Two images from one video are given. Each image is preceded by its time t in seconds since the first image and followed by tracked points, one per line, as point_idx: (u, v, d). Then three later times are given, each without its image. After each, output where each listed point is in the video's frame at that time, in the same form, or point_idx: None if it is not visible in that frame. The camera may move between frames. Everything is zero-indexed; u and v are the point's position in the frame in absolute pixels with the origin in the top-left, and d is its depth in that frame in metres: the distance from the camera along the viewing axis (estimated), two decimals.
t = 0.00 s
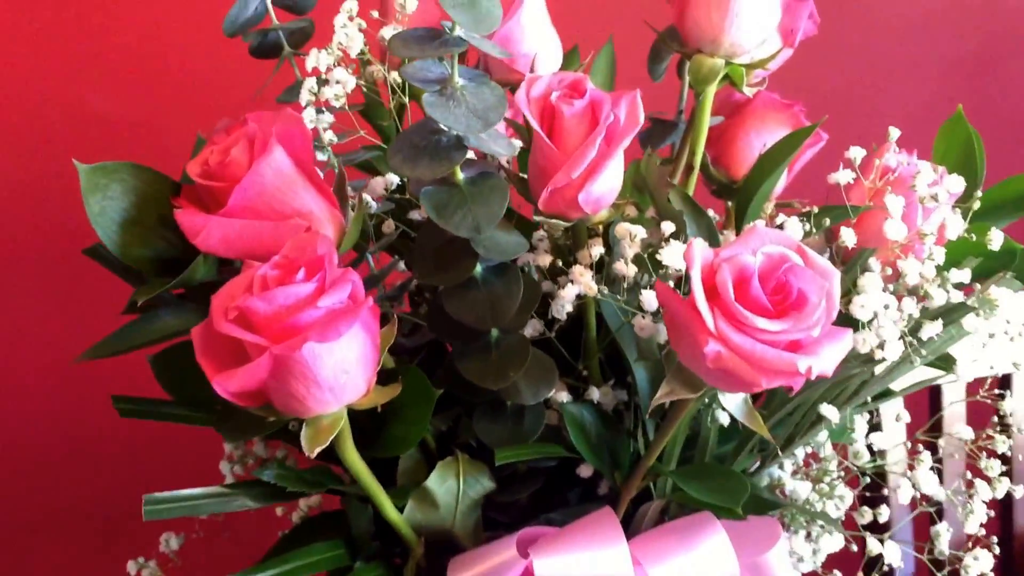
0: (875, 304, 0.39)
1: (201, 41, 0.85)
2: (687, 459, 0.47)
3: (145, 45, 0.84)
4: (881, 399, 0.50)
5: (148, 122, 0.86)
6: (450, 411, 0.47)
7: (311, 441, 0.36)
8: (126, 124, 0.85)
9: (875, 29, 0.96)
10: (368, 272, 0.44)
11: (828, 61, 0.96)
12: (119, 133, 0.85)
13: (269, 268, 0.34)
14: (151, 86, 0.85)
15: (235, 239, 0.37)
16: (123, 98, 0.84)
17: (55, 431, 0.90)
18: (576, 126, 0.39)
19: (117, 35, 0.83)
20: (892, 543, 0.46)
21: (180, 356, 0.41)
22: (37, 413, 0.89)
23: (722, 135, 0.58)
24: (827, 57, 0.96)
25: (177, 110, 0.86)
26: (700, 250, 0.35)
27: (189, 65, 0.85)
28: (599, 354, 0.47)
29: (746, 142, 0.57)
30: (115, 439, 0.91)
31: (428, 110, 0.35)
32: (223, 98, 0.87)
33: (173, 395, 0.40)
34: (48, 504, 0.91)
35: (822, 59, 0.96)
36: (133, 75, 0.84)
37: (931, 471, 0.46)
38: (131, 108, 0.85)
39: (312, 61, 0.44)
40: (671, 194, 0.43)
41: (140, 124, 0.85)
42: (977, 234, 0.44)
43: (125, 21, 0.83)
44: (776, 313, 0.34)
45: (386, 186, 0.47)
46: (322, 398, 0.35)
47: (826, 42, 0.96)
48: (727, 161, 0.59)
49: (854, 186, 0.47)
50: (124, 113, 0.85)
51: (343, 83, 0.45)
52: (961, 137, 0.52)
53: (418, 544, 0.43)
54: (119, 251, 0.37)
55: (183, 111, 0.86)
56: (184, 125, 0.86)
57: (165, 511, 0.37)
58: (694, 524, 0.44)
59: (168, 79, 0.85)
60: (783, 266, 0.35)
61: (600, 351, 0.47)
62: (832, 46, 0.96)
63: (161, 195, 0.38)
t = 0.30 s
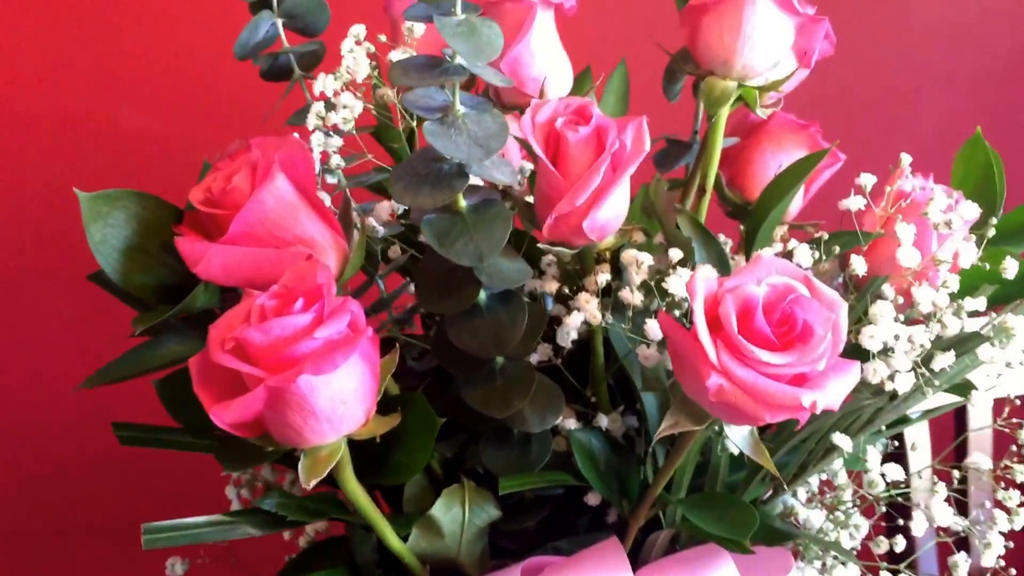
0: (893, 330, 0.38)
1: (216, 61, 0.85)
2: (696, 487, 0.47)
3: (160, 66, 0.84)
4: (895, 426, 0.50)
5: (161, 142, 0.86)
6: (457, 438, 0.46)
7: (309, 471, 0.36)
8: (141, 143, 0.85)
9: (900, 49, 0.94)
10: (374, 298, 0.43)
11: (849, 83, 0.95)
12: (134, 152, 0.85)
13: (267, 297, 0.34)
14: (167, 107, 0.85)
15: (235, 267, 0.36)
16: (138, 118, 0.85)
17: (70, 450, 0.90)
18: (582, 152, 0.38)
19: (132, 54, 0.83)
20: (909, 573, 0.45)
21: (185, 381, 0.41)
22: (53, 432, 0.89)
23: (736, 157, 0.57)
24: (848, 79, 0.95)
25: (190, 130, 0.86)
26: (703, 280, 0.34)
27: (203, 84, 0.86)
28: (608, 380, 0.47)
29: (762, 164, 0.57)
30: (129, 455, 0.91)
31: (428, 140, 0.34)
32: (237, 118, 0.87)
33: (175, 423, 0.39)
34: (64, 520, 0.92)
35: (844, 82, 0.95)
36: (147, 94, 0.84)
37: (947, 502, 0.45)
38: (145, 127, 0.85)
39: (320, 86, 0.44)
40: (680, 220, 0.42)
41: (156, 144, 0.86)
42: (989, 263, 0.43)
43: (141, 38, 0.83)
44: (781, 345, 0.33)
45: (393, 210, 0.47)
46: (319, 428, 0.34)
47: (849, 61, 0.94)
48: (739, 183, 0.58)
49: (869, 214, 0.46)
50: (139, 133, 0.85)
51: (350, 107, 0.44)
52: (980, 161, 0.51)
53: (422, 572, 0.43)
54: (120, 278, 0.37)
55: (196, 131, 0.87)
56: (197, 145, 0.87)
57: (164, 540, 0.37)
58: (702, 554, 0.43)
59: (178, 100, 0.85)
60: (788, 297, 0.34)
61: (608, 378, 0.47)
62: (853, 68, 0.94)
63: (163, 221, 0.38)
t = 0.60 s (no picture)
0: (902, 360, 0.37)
1: (235, 79, 0.85)
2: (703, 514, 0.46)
3: (176, 84, 0.84)
4: (909, 453, 0.49)
5: (182, 157, 0.86)
6: (461, 463, 0.46)
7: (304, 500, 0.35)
8: (153, 162, 0.86)
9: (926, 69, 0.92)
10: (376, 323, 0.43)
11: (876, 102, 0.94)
12: (150, 168, 0.86)
13: (261, 325, 0.34)
14: (178, 126, 0.85)
15: (234, 294, 0.36)
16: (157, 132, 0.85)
17: (78, 462, 0.91)
18: (583, 178, 0.38)
19: (151, 71, 0.84)
20: None
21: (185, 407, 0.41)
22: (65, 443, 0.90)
23: (751, 178, 0.57)
24: (872, 98, 0.93)
25: (204, 148, 0.87)
26: (700, 312, 0.34)
27: (219, 104, 0.86)
28: (614, 405, 0.46)
29: (775, 185, 0.56)
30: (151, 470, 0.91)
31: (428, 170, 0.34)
32: (251, 137, 0.87)
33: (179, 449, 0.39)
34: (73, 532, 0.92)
35: (868, 101, 0.93)
36: (164, 111, 0.85)
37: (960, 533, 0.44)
38: (159, 144, 0.85)
39: (326, 108, 0.44)
40: (685, 245, 0.42)
41: (168, 161, 0.86)
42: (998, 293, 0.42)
43: (158, 56, 0.84)
44: (779, 378, 0.33)
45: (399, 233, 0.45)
46: (313, 457, 0.34)
47: (874, 81, 0.93)
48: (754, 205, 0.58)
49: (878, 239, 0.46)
50: (159, 146, 0.85)
51: (354, 130, 0.44)
52: (997, 185, 0.51)
53: None
54: (120, 305, 0.37)
55: (217, 145, 0.87)
56: (211, 162, 0.87)
57: (162, 566, 0.37)
58: None
59: (194, 116, 0.86)
60: (788, 328, 0.33)
61: (614, 403, 0.46)
62: (878, 88, 0.93)
63: (163, 247, 0.38)
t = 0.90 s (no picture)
0: (906, 388, 0.37)
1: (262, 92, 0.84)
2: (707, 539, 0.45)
3: (191, 101, 0.82)
4: (918, 479, 0.48)
5: (208, 166, 0.83)
6: (462, 485, 0.46)
7: (297, 524, 0.35)
8: (179, 171, 0.83)
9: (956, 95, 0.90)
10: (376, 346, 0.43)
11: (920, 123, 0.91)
12: (176, 178, 0.83)
13: (254, 350, 0.34)
14: (187, 143, 0.82)
15: (231, 317, 0.36)
16: (183, 139, 0.82)
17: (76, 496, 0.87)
18: (580, 204, 0.38)
19: (164, 88, 0.81)
20: None
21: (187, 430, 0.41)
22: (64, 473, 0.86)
23: (762, 198, 0.56)
24: (900, 123, 0.91)
25: (223, 160, 0.83)
26: (693, 339, 0.33)
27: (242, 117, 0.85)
28: (616, 428, 0.46)
29: (785, 205, 0.56)
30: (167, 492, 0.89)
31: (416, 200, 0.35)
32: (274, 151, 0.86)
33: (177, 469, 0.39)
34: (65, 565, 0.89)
35: (897, 127, 0.91)
36: (173, 128, 0.82)
37: (967, 560, 0.43)
38: (166, 162, 0.82)
39: (327, 129, 0.44)
40: (686, 268, 0.42)
41: (186, 173, 0.83)
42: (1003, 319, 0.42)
43: (174, 73, 0.80)
44: (772, 407, 0.32)
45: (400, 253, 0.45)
46: (306, 482, 0.34)
47: (909, 101, 0.90)
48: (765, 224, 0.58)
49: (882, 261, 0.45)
50: (186, 154, 0.82)
51: (356, 151, 0.44)
52: (1009, 208, 0.50)
53: None
54: (118, 327, 0.37)
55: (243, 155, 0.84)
56: (218, 184, 0.84)
57: None
58: None
59: (201, 137, 0.82)
60: (781, 357, 0.33)
61: (616, 426, 0.46)
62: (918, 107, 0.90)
63: (161, 271, 0.38)
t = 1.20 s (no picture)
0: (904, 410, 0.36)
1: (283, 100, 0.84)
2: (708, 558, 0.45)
3: (204, 111, 0.82)
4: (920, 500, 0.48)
5: (229, 173, 0.84)
6: (461, 501, 0.46)
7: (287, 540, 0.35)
8: (200, 178, 0.84)
9: (1007, 124, 0.86)
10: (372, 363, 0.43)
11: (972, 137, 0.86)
12: (197, 186, 0.84)
13: (244, 367, 0.34)
14: (209, 151, 0.83)
15: (224, 332, 0.37)
16: (206, 148, 0.83)
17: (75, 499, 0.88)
18: (575, 221, 0.37)
19: (176, 97, 0.82)
20: None
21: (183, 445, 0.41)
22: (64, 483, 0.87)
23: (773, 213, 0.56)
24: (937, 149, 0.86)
25: (243, 168, 0.84)
26: (682, 359, 0.33)
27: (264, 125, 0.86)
28: (616, 444, 0.46)
29: (795, 220, 0.55)
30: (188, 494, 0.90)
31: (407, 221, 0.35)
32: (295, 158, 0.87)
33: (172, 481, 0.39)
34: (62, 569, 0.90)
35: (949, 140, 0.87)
36: (183, 138, 0.83)
37: None
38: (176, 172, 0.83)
39: (327, 145, 0.44)
40: (685, 287, 0.42)
41: (207, 179, 0.84)
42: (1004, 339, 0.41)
43: (189, 82, 0.82)
44: (761, 429, 0.32)
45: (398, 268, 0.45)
46: (296, 500, 0.34)
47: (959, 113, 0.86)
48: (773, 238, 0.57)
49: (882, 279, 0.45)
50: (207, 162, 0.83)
51: (356, 167, 0.45)
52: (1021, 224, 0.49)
53: None
54: (113, 341, 0.37)
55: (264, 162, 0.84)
56: (228, 194, 0.85)
57: None
58: None
59: (217, 146, 0.83)
60: (770, 378, 0.33)
61: (616, 442, 0.46)
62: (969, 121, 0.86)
63: (158, 286, 0.39)
